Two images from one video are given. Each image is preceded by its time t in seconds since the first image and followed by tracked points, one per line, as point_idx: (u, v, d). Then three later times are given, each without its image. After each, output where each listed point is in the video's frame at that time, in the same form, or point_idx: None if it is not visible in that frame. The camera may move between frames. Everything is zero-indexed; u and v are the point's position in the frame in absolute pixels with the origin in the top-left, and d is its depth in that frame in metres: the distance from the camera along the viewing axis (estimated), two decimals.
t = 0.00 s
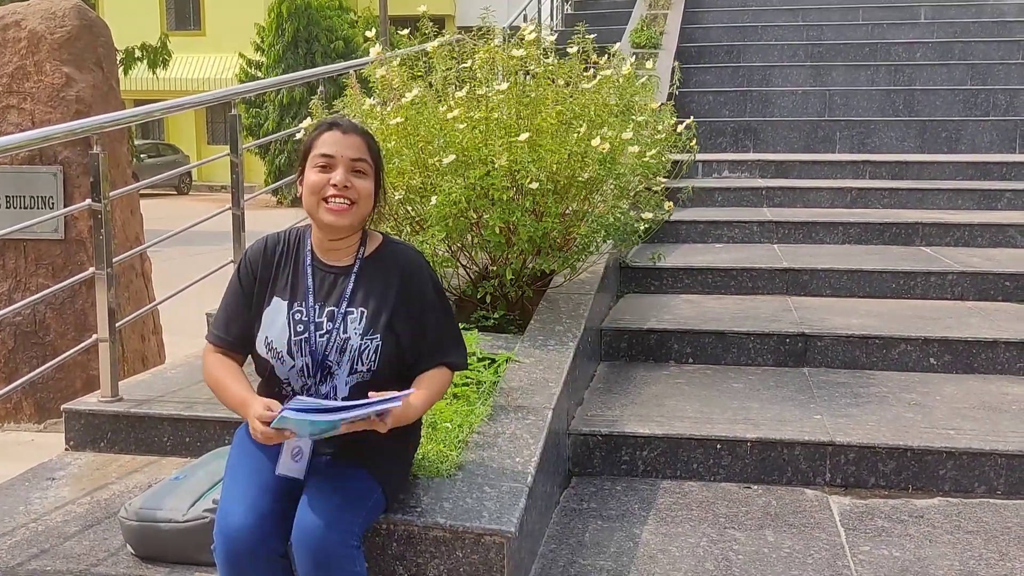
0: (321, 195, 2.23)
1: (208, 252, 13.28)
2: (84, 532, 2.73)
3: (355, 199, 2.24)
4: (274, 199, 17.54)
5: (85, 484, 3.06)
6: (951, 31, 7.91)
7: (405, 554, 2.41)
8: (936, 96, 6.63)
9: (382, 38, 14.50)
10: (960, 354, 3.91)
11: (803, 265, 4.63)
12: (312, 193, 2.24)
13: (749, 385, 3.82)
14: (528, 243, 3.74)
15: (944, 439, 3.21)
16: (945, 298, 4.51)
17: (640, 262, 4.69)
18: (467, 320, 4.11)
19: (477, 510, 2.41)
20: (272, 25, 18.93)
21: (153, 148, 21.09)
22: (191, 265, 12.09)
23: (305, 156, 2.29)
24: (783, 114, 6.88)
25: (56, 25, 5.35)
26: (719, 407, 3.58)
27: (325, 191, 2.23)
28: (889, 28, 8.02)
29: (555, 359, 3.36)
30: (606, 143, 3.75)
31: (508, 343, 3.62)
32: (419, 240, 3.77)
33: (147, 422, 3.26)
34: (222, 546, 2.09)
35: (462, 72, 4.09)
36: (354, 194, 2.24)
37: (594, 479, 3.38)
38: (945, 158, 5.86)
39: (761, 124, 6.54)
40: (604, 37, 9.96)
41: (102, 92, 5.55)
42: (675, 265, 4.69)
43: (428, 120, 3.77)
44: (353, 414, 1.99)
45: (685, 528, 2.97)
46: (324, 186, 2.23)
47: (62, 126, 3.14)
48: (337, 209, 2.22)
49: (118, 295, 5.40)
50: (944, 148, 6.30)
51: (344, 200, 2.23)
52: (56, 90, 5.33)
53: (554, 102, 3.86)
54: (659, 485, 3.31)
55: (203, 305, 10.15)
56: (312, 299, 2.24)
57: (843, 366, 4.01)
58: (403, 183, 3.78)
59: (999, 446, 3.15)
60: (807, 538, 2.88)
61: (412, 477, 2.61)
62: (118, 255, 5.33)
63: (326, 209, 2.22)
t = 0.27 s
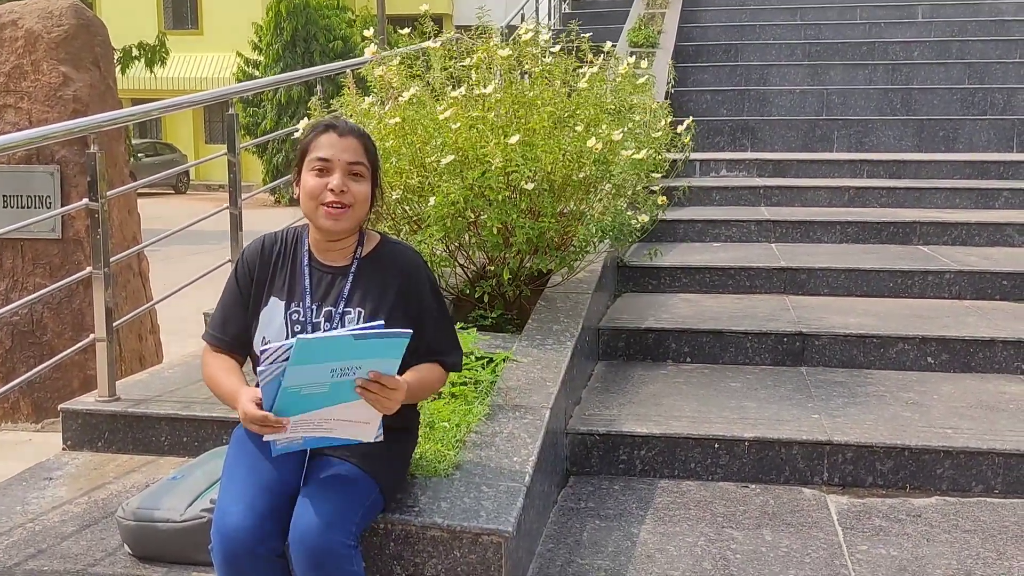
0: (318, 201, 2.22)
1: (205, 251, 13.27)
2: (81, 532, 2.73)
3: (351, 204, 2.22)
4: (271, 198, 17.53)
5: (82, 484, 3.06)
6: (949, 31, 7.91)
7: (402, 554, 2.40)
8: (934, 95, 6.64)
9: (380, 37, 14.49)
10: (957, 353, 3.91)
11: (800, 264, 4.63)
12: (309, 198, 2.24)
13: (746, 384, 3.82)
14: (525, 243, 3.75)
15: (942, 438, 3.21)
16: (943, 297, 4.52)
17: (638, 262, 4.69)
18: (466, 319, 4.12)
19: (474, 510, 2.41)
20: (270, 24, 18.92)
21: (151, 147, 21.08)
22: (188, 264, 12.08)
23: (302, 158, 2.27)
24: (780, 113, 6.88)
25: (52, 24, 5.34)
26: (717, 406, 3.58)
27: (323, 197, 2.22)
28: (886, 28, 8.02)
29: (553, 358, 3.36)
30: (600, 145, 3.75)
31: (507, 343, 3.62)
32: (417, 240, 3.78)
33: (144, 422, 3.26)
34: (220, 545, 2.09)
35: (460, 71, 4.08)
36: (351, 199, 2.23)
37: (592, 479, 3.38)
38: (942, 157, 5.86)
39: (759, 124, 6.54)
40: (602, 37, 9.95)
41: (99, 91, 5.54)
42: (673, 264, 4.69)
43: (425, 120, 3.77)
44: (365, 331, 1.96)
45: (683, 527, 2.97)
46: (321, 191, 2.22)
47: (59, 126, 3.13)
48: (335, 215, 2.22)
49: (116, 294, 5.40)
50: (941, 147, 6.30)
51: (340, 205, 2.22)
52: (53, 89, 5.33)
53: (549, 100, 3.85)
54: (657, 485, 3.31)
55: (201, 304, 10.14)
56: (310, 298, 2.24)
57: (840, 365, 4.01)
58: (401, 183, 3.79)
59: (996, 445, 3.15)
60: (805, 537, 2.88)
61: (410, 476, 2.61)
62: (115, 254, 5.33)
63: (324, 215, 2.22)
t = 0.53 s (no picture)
0: (316, 197, 2.20)
1: (203, 250, 13.26)
2: (78, 532, 2.72)
3: (350, 200, 2.21)
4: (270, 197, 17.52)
5: (79, 484, 3.06)
6: (947, 30, 7.92)
7: (400, 554, 2.40)
8: (932, 93, 6.63)
9: (379, 36, 14.48)
10: (955, 352, 3.91)
11: (798, 263, 4.63)
12: (308, 194, 2.22)
13: (744, 383, 3.82)
14: (523, 243, 3.74)
15: (939, 437, 3.22)
16: (940, 295, 4.52)
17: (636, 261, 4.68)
18: (463, 318, 4.11)
19: (471, 510, 2.41)
20: (269, 23, 18.91)
21: (149, 146, 21.06)
22: (186, 263, 12.06)
23: (299, 157, 2.27)
24: (778, 112, 6.88)
25: (49, 23, 5.33)
26: (715, 405, 3.57)
27: (321, 193, 2.20)
28: (884, 26, 8.02)
29: (551, 358, 3.35)
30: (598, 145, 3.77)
31: (504, 342, 3.62)
32: (415, 239, 3.77)
33: (141, 421, 3.25)
34: (218, 545, 2.08)
35: (457, 70, 4.07)
36: (349, 195, 2.21)
37: (590, 478, 3.37)
38: (940, 155, 5.86)
39: (757, 122, 6.54)
40: (600, 35, 9.95)
41: (96, 90, 5.53)
42: (671, 263, 4.69)
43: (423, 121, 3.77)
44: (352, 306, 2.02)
45: (681, 526, 2.97)
46: (319, 186, 2.21)
47: (56, 125, 3.12)
48: (334, 210, 2.20)
49: (113, 294, 5.39)
50: (939, 146, 6.30)
51: (339, 201, 2.21)
52: (50, 88, 5.32)
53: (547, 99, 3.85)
54: (654, 484, 3.31)
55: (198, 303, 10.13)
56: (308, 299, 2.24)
57: (838, 364, 4.01)
58: (399, 182, 3.79)
59: (994, 443, 3.15)
60: (803, 537, 2.88)
61: (407, 476, 2.60)
62: (113, 254, 5.32)
63: (323, 210, 2.20)
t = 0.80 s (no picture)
0: (312, 195, 2.20)
1: (201, 249, 13.24)
2: (74, 532, 2.72)
3: (346, 196, 2.21)
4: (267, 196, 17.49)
5: (75, 484, 3.05)
6: (944, 28, 7.92)
7: (396, 553, 2.40)
8: (929, 92, 6.63)
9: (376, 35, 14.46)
10: (952, 350, 3.91)
11: (796, 261, 4.63)
12: (304, 192, 2.21)
13: (742, 382, 3.82)
14: (520, 242, 3.74)
15: (936, 435, 3.21)
16: (937, 294, 4.52)
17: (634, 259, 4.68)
18: (459, 317, 4.09)
19: (468, 509, 2.40)
20: (266, 22, 18.88)
21: (146, 145, 21.04)
22: (183, 262, 12.04)
23: (295, 154, 2.26)
24: (776, 111, 6.88)
25: (45, 22, 5.32)
26: (712, 403, 3.57)
27: (317, 190, 2.20)
28: (881, 25, 8.02)
29: (548, 357, 3.35)
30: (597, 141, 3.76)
31: (501, 341, 3.61)
32: (412, 238, 3.77)
33: (137, 421, 3.24)
34: (214, 545, 2.08)
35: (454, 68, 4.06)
36: (346, 191, 2.21)
37: (587, 477, 3.37)
38: (937, 154, 5.86)
39: (754, 121, 6.54)
40: (598, 34, 9.94)
41: (91, 89, 5.52)
42: (668, 262, 4.69)
43: (421, 118, 3.76)
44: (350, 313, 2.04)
45: (678, 525, 2.96)
46: (315, 184, 2.20)
47: (51, 123, 3.11)
48: (330, 208, 2.20)
49: (109, 293, 5.38)
50: (936, 145, 6.30)
51: (335, 198, 2.20)
52: (46, 87, 5.30)
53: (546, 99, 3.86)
54: (652, 483, 3.31)
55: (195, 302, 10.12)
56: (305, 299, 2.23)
57: (835, 362, 4.01)
58: (396, 181, 3.79)
59: (991, 442, 3.15)
60: (800, 535, 2.88)
61: (404, 475, 2.60)
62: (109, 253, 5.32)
63: (319, 209, 2.19)
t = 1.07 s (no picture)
0: (308, 198, 2.18)
1: (197, 249, 13.22)
2: (69, 533, 2.71)
3: (342, 198, 2.20)
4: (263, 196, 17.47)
5: (70, 485, 3.04)
6: (940, 27, 7.92)
7: (393, 554, 2.39)
8: (925, 91, 6.64)
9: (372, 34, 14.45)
10: (948, 349, 3.92)
11: (793, 260, 4.63)
12: (300, 195, 2.20)
13: (739, 381, 3.82)
14: (517, 241, 3.74)
15: (933, 434, 3.22)
16: (934, 292, 4.52)
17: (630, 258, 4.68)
18: (455, 316, 4.08)
19: (465, 509, 2.40)
20: (262, 22, 18.86)
21: (142, 145, 21.00)
22: (179, 262, 12.02)
23: (289, 157, 2.25)
24: (773, 110, 6.88)
25: (40, 21, 5.31)
26: (709, 403, 3.57)
27: (313, 193, 2.19)
28: (878, 24, 8.03)
29: (544, 356, 3.34)
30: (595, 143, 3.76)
31: (498, 340, 3.61)
32: (408, 237, 3.76)
33: (133, 421, 3.23)
34: (210, 545, 2.07)
35: (451, 67, 4.07)
36: (342, 194, 2.20)
37: (585, 476, 3.37)
38: (933, 153, 5.86)
39: (751, 120, 6.54)
40: (595, 33, 9.94)
41: (87, 89, 5.50)
42: (665, 261, 4.69)
43: (417, 117, 3.75)
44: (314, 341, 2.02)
45: (675, 524, 2.96)
46: (311, 187, 2.19)
47: (46, 123, 3.10)
48: (327, 211, 2.18)
49: (104, 293, 5.37)
50: (932, 144, 6.31)
51: (332, 201, 2.19)
52: (40, 86, 5.29)
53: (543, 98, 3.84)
54: (649, 482, 3.31)
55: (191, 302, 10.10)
56: (302, 301, 2.23)
57: (832, 361, 4.01)
58: (393, 180, 3.77)
59: (988, 440, 3.15)
60: (796, 534, 2.88)
61: (401, 475, 2.60)
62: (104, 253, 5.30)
63: (317, 213, 2.18)
